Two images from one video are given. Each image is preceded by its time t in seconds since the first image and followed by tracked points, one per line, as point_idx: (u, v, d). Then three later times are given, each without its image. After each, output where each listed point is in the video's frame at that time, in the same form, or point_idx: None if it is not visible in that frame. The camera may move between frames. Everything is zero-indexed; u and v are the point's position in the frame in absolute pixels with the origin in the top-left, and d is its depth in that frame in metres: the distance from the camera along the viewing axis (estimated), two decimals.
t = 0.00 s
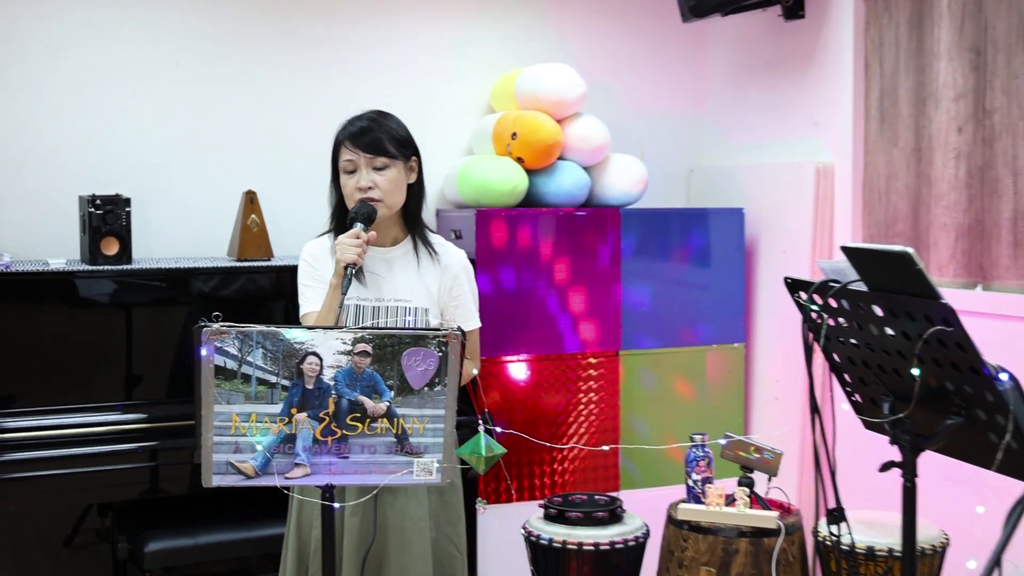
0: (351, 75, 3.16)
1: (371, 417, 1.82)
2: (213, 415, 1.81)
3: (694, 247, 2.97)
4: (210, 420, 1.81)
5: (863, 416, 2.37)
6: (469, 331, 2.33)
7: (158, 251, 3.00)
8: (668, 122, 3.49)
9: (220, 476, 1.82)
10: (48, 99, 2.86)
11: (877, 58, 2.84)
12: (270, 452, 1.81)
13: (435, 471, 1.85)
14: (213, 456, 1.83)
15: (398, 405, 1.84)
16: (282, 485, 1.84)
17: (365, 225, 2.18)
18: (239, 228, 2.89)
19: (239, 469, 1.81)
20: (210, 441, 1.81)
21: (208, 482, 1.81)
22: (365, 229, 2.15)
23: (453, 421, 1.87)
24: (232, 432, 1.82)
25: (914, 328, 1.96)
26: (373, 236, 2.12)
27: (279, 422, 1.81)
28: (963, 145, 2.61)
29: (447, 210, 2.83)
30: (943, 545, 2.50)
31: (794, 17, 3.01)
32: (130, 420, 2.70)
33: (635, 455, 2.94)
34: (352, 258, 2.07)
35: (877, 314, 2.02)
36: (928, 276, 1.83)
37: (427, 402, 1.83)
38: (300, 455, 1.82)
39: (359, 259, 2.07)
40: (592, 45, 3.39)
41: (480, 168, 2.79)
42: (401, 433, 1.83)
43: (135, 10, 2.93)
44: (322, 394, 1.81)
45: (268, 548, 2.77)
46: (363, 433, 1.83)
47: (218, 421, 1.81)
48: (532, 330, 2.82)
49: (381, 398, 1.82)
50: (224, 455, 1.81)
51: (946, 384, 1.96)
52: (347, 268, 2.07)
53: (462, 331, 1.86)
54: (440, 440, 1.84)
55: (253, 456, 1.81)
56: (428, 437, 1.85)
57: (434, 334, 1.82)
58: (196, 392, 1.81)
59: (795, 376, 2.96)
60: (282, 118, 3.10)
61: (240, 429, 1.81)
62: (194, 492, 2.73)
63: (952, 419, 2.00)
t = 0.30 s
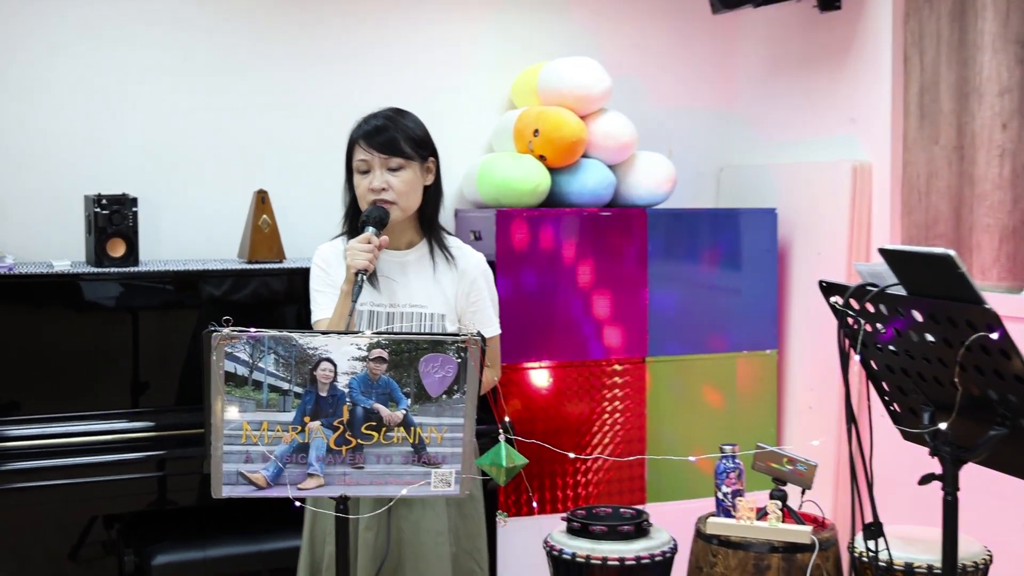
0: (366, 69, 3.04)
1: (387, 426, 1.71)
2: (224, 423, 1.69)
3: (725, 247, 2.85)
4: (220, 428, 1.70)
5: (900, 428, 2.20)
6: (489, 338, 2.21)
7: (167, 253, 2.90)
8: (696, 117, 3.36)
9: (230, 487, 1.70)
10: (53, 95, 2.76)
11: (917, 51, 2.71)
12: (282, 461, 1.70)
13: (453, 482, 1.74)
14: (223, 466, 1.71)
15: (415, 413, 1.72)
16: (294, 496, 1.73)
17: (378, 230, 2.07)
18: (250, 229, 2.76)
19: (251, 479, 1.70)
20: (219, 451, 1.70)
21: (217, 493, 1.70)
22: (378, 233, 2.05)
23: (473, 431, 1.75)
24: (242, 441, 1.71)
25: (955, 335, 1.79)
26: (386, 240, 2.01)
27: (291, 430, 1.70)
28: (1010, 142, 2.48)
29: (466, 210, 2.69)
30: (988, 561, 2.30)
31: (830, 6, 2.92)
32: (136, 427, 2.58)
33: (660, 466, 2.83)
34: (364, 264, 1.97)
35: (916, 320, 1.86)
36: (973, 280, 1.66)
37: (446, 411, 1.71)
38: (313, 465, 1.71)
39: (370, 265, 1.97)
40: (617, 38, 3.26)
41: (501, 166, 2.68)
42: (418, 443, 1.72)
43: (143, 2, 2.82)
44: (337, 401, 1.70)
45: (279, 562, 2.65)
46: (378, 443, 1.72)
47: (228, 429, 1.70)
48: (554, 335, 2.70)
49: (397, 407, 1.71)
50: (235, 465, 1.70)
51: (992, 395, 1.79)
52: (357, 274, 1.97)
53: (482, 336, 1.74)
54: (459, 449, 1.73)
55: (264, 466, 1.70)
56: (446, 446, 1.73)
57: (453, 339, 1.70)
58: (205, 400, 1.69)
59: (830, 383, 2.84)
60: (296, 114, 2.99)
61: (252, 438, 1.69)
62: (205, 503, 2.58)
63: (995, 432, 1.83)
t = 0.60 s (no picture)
0: (387, 68, 2.98)
1: (407, 433, 1.62)
2: (240, 430, 1.62)
3: (755, 249, 2.78)
4: (237, 436, 1.62)
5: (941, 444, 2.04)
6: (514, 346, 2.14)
7: (184, 256, 2.84)
8: (725, 117, 3.27)
9: (247, 496, 1.62)
10: (68, 94, 2.70)
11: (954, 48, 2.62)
12: (301, 469, 1.61)
13: (476, 492, 1.64)
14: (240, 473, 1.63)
15: (437, 420, 1.64)
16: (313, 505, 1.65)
17: (403, 235, 2.00)
18: (267, 230, 2.69)
19: (268, 487, 1.62)
20: (235, 458, 1.62)
21: (234, 502, 1.61)
22: (403, 238, 1.98)
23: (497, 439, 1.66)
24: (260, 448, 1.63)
25: (996, 342, 1.68)
26: (410, 246, 1.94)
27: (310, 437, 1.62)
28: None
29: (488, 212, 2.64)
30: None
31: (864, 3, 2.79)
32: (151, 433, 2.52)
33: (688, 475, 2.75)
34: (387, 270, 1.89)
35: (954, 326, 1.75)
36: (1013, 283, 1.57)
37: (468, 418, 1.63)
38: (332, 473, 1.63)
39: (394, 271, 1.89)
40: (643, 35, 3.19)
41: (525, 166, 2.61)
42: (440, 451, 1.63)
43: None
44: (356, 407, 1.62)
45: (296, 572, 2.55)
46: (399, 451, 1.63)
47: (246, 436, 1.62)
48: (579, 340, 2.63)
49: (418, 413, 1.62)
50: (252, 473, 1.62)
51: None
52: (381, 279, 1.89)
53: (506, 340, 1.66)
54: (482, 457, 1.63)
55: (282, 474, 1.62)
56: (468, 455, 1.64)
57: (476, 343, 1.63)
58: (222, 406, 1.62)
59: (865, 390, 2.77)
60: (315, 113, 2.92)
61: (269, 445, 1.61)
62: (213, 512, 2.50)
63: None
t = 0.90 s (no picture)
0: (405, 65, 2.92)
1: (426, 439, 1.55)
2: (254, 435, 1.53)
3: (782, 251, 2.72)
4: (251, 440, 1.54)
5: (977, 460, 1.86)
6: (537, 353, 2.06)
7: (199, 258, 2.79)
8: (751, 116, 3.21)
9: (261, 502, 1.54)
10: (81, 93, 2.66)
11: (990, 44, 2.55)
12: (316, 475, 1.53)
13: (495, 498, 1.57)
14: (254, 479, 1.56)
15: (455, 425, 1.56)
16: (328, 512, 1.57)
17: (430, 231, 1.96)
18: (283, 231, 2.63)
19: (283, 494, 1.54)
20: (249, 464, 1.54)
21: (247, 508, 1.54)
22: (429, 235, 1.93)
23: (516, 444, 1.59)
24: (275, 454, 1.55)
25: None
26: (437, 242, 1.89)
27: (326, 442, 1.54)
28: None
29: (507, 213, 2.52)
30: None
31: None
32: (164, 438, 2.44)
33: (712, 483, 2.69)
34: (412, 266, 1.85)
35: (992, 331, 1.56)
36: None
37: (487, 424, 1.55)
38: (348, 479, 1.55)
39: (420, 267, 1.86)
40: (667, 32, 3.12)
41: (544, 166, 2.55)
42: (458, 457, 1.56)
43: None
44: (373, 412, 1.53)
45: None
46: (417, 457, 1.55)
47: (260, 441, 1.54)
48: (601, 343, 2.57)
49: (436, 419, 1.54)
50: (266, 479, 1.54)
51: None
52: (405, 276, 1.85)
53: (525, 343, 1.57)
54: (502, 465, 1.56)
55: (297, 480, 1.54)
56: (488, 461, 1.57)
57: (495, 347, 1.54)
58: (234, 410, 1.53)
59: (895, 397, 2.72)
60: (332, 112, 2.87)
61: (284, 451, 1.53)
62: (226, 519, 2.42)
63: None
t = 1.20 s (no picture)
0: (421, 64, 2.88)
1: (442, 444, 1.44)
2: (266, 440, 1.43)
3: (805, 256, 2.71)
4: (265, 445, 1.43)
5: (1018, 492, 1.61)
6: (558, 355, 2.03)
7: (213, 260, 2.75)
8: (773, 115, 3.16)
9: (274, 510, 1.43)
10: (94, 91, 2.62)
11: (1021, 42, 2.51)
12: (331, 481, 1.43)
13: (515, 506, 1.45)
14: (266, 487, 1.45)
15: (472, 431, 1.45)
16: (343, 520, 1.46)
17: (454, 229, 1.91)
18: (298, 233, 2.59)
19: (298, 500, 1.43)
20: (261, 470, 1.43)
21: (260, 514, 1.43)
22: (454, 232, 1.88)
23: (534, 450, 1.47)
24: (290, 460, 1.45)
25: None
26: (461, 240, 1.85)
27: (341, 447, 1.43)
28: None
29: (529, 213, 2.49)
30: None
31: None
32: (178, 442, 2.39)
33: (734, 489, 2.68)
34: (437, 264, 1.81)
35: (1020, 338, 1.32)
36: None
37: (504, 429, 1.44)
38: (363, 484, 1.44)
39: (444, 265, 1.81)
40: (688, 30, 3.08)
41: (564, 165, 2.51)
42: (475, 462, 1.44)
43: None
44: (389, 416, 1.43)
45: None
46: (433, 463, 1.44)
47: (274, 446, 1.43)
48: (621, 346, 2.56)
49: (454, 423, 1.44)
50: (280, 485, 1.43)
51: None
52: (429, 274, 1.81)
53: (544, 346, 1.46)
54: (521, 472, 1.45)
55: (312, 486, 1.43)
56: (507, 468, 1.45)
57: (513, 350, 1.44)
58: (248, 415, 1.43)
59: (921, 405, 2.71)
60: (348, 112, 2.83)
61: (298, 456, 1.43)
62: (243, 524, 2.39)
63: None
